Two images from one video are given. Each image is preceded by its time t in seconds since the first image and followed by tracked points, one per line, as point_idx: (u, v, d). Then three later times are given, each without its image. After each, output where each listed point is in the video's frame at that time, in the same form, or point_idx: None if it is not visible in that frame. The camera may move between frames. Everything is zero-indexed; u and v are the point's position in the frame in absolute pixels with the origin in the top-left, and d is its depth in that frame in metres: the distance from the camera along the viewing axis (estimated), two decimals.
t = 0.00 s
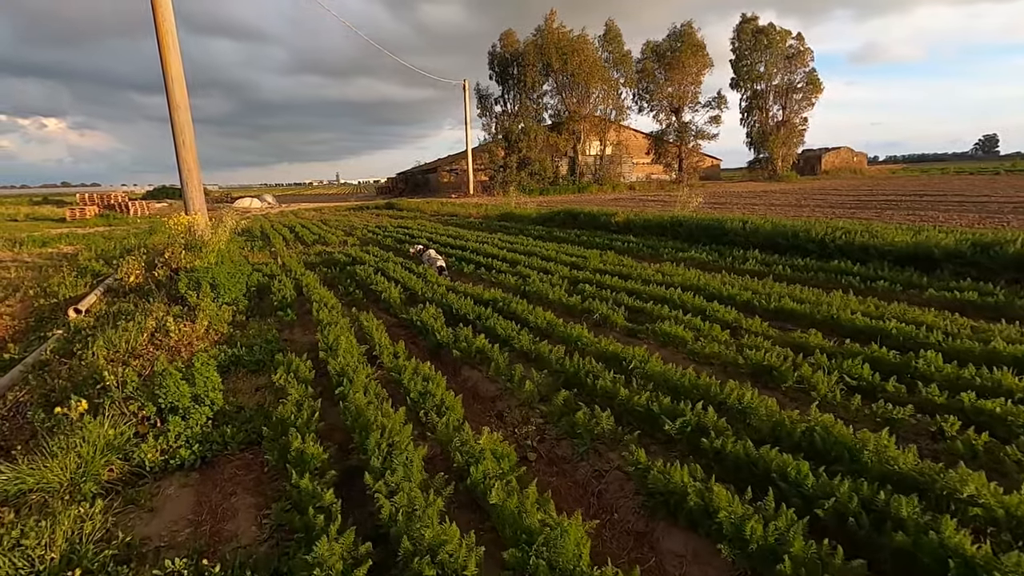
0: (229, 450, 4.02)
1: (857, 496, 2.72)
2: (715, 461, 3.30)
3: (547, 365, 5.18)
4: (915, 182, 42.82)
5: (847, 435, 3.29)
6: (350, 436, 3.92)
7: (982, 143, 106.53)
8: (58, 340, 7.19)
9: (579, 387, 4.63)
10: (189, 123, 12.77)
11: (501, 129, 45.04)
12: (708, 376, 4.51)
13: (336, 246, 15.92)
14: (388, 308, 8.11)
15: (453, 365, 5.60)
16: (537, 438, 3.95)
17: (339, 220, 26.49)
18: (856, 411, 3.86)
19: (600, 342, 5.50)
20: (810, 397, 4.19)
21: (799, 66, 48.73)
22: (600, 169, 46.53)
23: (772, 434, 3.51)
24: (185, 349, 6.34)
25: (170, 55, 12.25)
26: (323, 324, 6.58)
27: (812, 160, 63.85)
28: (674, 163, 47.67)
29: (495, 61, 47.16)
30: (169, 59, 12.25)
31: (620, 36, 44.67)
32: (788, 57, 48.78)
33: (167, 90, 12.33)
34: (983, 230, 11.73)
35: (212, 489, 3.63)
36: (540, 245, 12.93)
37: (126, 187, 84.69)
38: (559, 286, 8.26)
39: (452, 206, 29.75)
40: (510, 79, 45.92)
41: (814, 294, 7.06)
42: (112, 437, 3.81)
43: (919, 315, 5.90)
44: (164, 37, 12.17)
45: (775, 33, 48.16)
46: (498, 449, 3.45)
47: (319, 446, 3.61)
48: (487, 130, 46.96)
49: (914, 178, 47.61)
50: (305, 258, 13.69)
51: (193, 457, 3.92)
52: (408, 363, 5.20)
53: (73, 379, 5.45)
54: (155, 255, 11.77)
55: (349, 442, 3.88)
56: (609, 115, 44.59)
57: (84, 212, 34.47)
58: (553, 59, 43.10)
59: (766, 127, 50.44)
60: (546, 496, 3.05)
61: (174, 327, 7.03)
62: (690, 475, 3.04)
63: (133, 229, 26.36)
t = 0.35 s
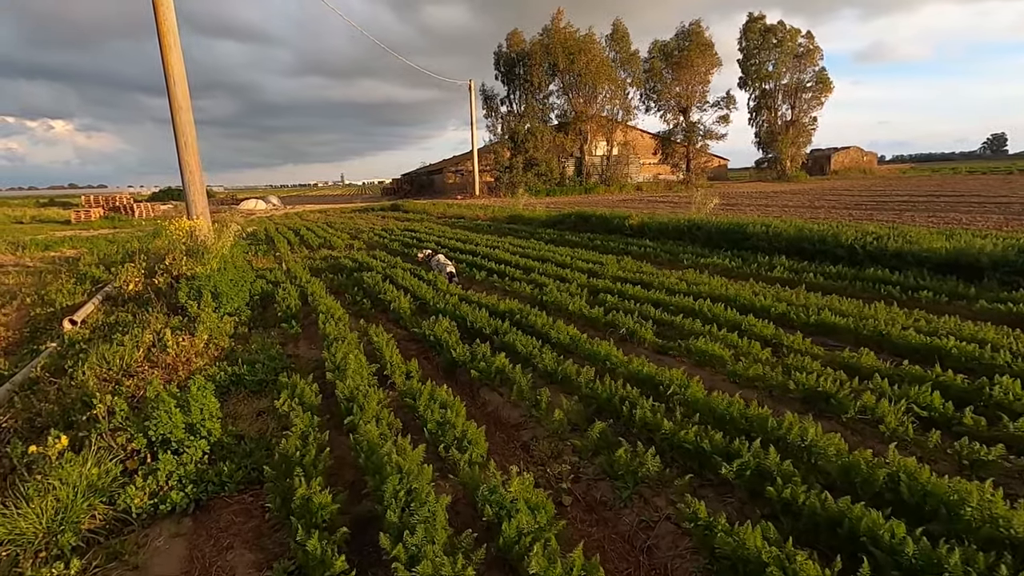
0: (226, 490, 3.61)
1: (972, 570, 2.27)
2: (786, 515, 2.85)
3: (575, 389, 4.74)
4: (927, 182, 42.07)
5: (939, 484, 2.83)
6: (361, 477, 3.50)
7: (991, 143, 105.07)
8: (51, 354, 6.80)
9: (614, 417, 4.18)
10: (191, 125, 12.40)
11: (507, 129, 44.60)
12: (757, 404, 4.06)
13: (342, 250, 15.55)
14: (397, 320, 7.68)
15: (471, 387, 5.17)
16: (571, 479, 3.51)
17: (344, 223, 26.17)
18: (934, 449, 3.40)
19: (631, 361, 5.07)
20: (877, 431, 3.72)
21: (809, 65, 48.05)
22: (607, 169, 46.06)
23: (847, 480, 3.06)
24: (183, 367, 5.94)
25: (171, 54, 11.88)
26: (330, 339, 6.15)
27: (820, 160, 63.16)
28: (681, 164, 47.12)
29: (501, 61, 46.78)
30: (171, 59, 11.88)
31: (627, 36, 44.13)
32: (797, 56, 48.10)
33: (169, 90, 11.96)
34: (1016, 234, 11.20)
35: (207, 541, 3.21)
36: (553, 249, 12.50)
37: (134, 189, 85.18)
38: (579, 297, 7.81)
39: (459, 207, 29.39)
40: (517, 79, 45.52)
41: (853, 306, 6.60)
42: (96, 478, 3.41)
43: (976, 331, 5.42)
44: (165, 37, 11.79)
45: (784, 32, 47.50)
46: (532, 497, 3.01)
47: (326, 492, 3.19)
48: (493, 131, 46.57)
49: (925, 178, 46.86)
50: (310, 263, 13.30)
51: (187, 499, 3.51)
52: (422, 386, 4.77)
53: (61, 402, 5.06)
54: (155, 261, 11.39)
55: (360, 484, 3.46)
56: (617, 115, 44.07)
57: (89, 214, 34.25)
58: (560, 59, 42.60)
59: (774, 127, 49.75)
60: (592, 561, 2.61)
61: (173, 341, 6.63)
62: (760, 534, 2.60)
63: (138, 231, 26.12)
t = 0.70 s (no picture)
0: (234, 524, 3.24)
1: None
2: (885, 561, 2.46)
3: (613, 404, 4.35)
4: (940, 181, 41.28)
5: None
6: (386, 510, 3.12)
7: (1002, 141, 103.79)
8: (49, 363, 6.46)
9: (662, 438, 3.79)
10: (197, 124, 12.07)
11: (514, 129, 44.21)
12: (821, 423, 3.66)
13: (350, 251, 15.22)
14: (413, 327, 7.30)
15: (498, 401, 4.77)
16: (624, 512, 3.12)
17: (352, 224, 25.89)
18: None
19: (671, 372, 4.67)
20: (964, 455, 3.32)
21: (818, 63, 47.31)
22: (615, 169, 45.58)
23: (950, 518, 2.66)
24: (188, 379, 5.57)
25: (176, 52, 11.55)
26: (344, 348, 5.78)
27: (830, 159, 62.46)
28: (689, 163, 46.58)
29: (508, 60, 46.42)
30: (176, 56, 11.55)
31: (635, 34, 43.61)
32: (806, 54, 47.41)
33: (174, 89, 11.64)
34: None
35: None
36: (568, 250, 12.11)
37: (141, 191, 85.44)
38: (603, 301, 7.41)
39: (466, 208, 29.06)
40: (523, 78, 45.14)
41: (900, 310, 6.18)
42: (90, 511, 3.05)
43: None
44: (169, 33, 11.46)
45: (793, 29, 46.87)
46: (586, 539, 2.62)
47: (349, 529, 2.81)
48: (499, 130, 46.21)
49: (937, 176, 46.07)
50: (318, 265, 12.97)
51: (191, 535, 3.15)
52: (446, 401, 4.39)
53: (57, 418, 4.70)
54: (160, 263, 11.07)
55: (385, 518, 3.08)
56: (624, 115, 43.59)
57: (96, 216, 34.07)
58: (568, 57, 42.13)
59: (783, 125, 49.01)
60: None
61: (178, 350, 6.27)
62: None
63: (144, 233, 25.93)
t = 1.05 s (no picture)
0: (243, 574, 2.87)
1: None
2: None
3: (659, 429, 3.96)
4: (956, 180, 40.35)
5: None
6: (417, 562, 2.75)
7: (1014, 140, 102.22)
8: (47, 374, 6.13)
9: (719, 471, 3.39)
10: (204, 123, 11.73)
11: (522, 128, 43.75)
12: (901, 457, 3.26)
13: (360, 253, 14.89)
14: (430, 336, 6.92)
15: (529, 422, 4.40)
16: (689, 564, 2.73)
17: (360, 223, 25.61)
18: None
19: (718, 391, 4.28)
20: None
21: (830, 61, 46.32)
22: (624, 168, 45.05)
23: None
24: (194, 395, 5.22)
25: (183, 49, 11.21)
26: (360, 361, 5.41)
27: (842, 158, 61.63)
28: (699, 162, 45.96)
29: (517, 58, 46.00)
30: (183, 53, 11.21)
31: (644, 32, 42.90)
32: (819, 51, 46.40)
33: (181, 87, 11.30)
34: None
35: None
36: (585, 253, 11.71)
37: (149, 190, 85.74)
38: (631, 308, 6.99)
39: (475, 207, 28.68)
40: (532, 77, 44.68)
41: (955, 320, 5.75)
42: (82, 562, 2.69)
43: None
44: (176, 29, 11.11)
45: (805, 26, 45.85)
46: None
47: None
48: (508, 129, 45.79)
49: (952, 176, 45.11)
50: (328, 267, 12.64)
51: None
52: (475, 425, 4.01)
53: (52, 441, 4.35)
54: (167, 266, 10.75)
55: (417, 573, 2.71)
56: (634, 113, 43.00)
57: (104, 216, 33.92)
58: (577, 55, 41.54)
59: (795, 124, 47.94)
60: None
61: (184, 362, 5.92)
62: None
63: (152, 233, 25.74)
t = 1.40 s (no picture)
0: None
1: None
2: None
3: (714, 452, 3.51)
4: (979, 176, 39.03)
5: None
6: None
7: None
8: (41, 379, 5.76)
9: (793, 507, 2.94)
10: (211, 117, 11.35)
11: (533, 124, 43.12)
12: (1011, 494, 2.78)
13: (370, 250, 14.47)
14: (448, 341, 6.47)
15: (563, 441, 3.95)
16: None
17: (370, 220, 25.21)
18: None
19: (776, 408, 3.82)
20: None
21: (847, 54, 44.55)
22: (635, 164, 44.30)
23: None
24: (195, 406, 4.82)
25: (189, 39, 10.81)
26: (375, 370, 4.98)
27: (858, 154, 60.36)
28: (713, 159, 45.08)
29: (528, 53, 45.38)
30: (189, 44, 10.81)
31: (656, 26, 41.82)
32: (836, 45, 44.69)
33: (188, 79, 10.92)
34: None
35: None
36: (606, 251, 11.20)
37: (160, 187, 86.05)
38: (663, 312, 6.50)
39: (485, 204, 28.17)
40: (543, 72, 44.04)
41: None
42: None
43: None
44: (182, 19, 10.71)
45: (822, 20, 43.98)
46: None
47: None
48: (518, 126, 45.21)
49: (974, 172, 43.74)
50: (338, 266, 12.24)
51: None
52: (506, 446, 3.58)
53: (39, 458, 3.96)
54: (172, 264, 10.39)
55: None
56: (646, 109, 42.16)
57: (114, 212, 33.74)
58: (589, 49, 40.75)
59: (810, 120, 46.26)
60: None
61: (186, 369, 5.53)
62: None
63: (161, 230, 25.50)
